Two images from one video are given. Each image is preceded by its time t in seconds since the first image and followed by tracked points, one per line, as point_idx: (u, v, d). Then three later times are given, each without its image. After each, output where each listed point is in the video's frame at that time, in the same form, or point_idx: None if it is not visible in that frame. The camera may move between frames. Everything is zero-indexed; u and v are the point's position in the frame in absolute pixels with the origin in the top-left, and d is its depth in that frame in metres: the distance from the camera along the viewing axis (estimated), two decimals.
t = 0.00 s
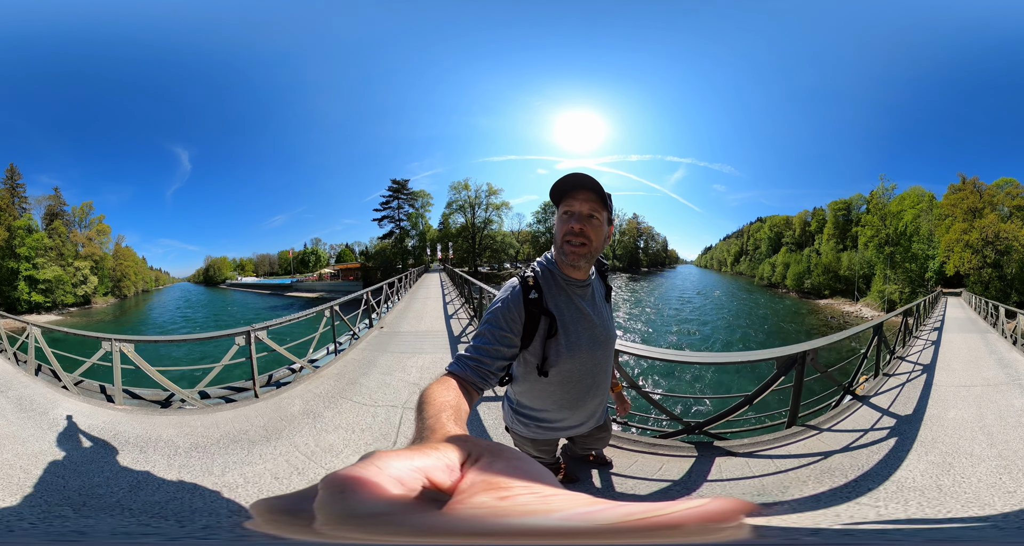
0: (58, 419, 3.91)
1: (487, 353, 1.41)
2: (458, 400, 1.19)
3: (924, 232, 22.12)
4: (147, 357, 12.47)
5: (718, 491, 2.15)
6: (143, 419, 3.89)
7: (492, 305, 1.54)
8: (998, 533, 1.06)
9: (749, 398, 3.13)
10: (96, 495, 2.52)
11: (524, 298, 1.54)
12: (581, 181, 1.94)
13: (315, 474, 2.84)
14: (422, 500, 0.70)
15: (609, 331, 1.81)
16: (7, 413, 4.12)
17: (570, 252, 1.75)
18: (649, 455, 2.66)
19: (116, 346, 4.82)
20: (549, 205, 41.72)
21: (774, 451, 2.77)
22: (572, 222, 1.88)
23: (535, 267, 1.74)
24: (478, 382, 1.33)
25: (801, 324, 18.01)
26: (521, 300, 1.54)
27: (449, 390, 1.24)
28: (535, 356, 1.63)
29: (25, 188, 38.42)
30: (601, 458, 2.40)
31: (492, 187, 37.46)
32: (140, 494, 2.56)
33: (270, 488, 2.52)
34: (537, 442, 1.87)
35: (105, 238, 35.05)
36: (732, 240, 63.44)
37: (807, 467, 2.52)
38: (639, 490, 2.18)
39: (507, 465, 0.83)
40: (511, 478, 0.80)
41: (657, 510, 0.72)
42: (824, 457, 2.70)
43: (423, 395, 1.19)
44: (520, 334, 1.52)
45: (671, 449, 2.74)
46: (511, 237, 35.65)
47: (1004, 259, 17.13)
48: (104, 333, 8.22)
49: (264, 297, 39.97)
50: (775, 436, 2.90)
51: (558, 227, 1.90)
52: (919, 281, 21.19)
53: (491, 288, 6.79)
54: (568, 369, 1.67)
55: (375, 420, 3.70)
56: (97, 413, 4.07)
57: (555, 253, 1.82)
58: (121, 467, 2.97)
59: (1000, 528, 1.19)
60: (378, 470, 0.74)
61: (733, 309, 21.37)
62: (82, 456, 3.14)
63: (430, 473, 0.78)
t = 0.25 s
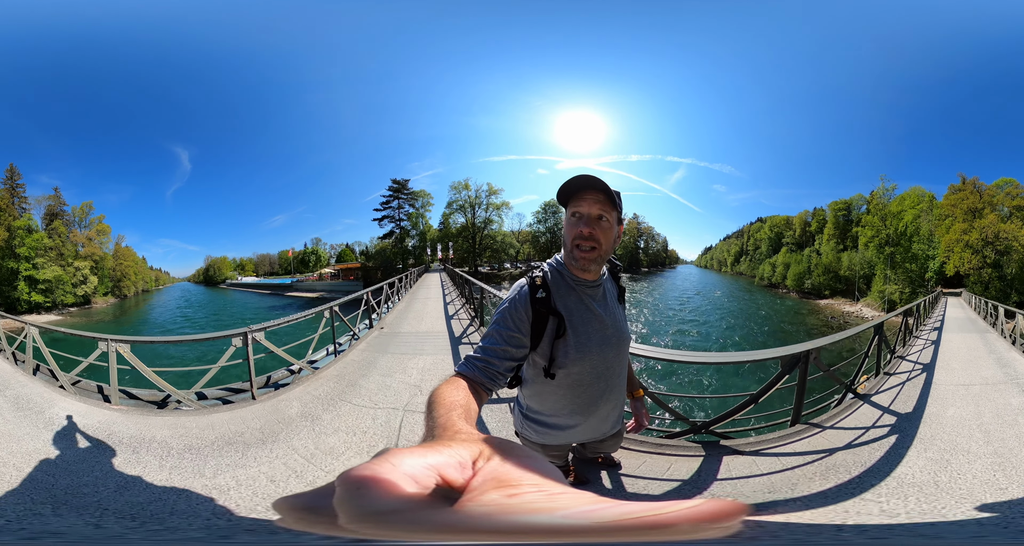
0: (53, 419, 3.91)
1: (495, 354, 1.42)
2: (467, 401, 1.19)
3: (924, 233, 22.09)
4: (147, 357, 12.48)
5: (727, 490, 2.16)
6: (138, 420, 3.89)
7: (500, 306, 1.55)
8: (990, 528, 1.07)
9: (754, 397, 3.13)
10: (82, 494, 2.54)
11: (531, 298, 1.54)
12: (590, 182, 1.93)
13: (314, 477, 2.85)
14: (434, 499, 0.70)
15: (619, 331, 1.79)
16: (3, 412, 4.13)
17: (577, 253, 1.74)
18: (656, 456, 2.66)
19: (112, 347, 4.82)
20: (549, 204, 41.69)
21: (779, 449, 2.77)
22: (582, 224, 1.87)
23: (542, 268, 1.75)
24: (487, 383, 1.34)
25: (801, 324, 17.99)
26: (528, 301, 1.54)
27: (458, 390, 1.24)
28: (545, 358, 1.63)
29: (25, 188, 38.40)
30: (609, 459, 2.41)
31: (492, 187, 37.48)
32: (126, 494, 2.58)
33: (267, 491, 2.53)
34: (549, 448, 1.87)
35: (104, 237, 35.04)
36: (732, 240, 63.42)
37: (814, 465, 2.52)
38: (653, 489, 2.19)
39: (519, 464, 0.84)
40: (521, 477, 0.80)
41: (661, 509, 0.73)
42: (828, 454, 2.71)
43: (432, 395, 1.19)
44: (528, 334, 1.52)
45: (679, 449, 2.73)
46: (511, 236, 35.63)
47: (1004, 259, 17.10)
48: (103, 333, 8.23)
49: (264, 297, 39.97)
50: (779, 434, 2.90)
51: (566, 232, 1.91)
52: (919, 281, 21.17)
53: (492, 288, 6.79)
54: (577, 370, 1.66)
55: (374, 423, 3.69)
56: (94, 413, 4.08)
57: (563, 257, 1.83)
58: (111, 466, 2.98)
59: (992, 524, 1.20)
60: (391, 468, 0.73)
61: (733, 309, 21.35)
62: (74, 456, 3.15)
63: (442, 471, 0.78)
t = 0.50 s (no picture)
0: (51, 420, 3.91)
1: (506, 358, 1.43)
2: (474, 403, 1.20)
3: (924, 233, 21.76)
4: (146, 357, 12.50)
5: (733, 488, 2.18)
6: (136, 421, 3.90)
7: (510, 313, 1.56)
8: (979, 527, 1.08)
9: (755, 396, 3.13)
10: (73, 495, 2.57)
11: (541, 305, 1.56)
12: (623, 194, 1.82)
13: (313, 481, 2.85)
14: (428, 499, 0.70)
15: (630, 335, 1.80)
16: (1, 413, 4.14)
17: (605, 266, 1.75)
18: (662, 456, 2.65)
19: (110, 349, 4.83)
20: (549, 204, 41.69)
21: (781, 447, 2.77)
22: (605, 238, 1.81)
23: (553, 277, 1.76)
24: (496, 388, 1.34)
25: (801, 324, 17.97)
26: (539, 308, 1.56)
27: (466, 393, 1.24)
28: (557, 363, 1.64)
29: (25, 189, 38.47)
30: (615, 460, 2.42)
31: (492, 187, 37.50)
32: (118, 497, 2.59)
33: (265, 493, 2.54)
34: (562, 451, 1.86)
35: (105, 238, 35.10)
36: (732, 240, 63.35)
37: (815, 463, 2.53)
38: (665, 489, 2.19)
39: (521, 468, 0.82)
40: (522, 480, 0.79)
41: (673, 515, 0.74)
42: (829, 453, 2.71)
43: (438, 398, 1.20)
44: (537, 339, 1.53)
45: (682, 448, 2.73)
46: (511, 236, 35.65)
47: (1004, 259, 17.09)
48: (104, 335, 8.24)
49: (264, 297, 40.02)
50: (781, 433, 2.90)
51: (588, 237, 1.82)
52: (919, 282, 21.19)
53: (493, 290, 6.79)
54: (590, 374, 1.67)
55: (375, 427, 3.68)
56: (92, 414, 4.08)
57: (587, 263, 1.76)
58: (105, 468, 3.00)
59: (982, 524, 1.21)
60: (393, 466, 0.76)
61: (733, 309, 21.37)
62: (69, 457, 3.16)
63: (442, 473, 0.78)
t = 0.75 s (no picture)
0: (50, 420, 3.91)
1: (501, 371, 1.39)
2: (465, 411, 1.20)
3: (925, 233, 22.09)
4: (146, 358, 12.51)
5: (737, 489, 2.18)
6: (135, 421, 3.91)
7: (509, 323, 1.51)
8: (976, 522, 1.09)
9: (759, 398, 3.13)
10: (73, 493, 2.57)
11: (545, 313, 1.53)
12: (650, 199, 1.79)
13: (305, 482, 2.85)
14: (394, 503, 0.68)
15: (633, 340, 1.81)
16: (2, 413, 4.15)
17: (623, 269, 1.76)
18: (663, 458, 2.66)
19: (110, 350, 4.83)
20: (550, 205, 41.70)
21: (785, 449, 2.78)
22: (625, 243, 1.79)
23: (555, 283, 1.72)
24: (489, 399, 1.32)
25: (801, 324, 17.96)
26: (542, 317, 1.52)
27: (457, 400, 1.25)
28: (563, 372, 1.63)
29: (25, 190, 38.51)
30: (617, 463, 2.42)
31: (492, 187, 37.50)
32: (117, 495, 2.59)
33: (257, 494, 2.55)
34: (568, 457, 1.88)
35: (105, 238, 35.14)
36: (732, 240, 63.31)
37: (819, 464, 2.52)
38: (668, 491, 2.20)
39: (509, 475, 0.85)
40: (506, 489, 0.79)
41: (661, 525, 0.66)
42: (832, 453, 2.71)
43: (429, 404, 1.21)
44: (540, 350, 1.50)
45: (686, 451, 2.73)
46: (512, 236, 35.65)
47: (1005, 259, 17.06)
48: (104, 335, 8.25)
49: (264, 297, 40.05)
50: (785, 435, 2.90)
51: (608, 239, 1.76)
52: (919, 282, 21.20)
53: (493, 291, 6.79)
54: (597, 382, 1.67)
55: (370, 428, 3.69)
56: (91, 414, 4.09)
57: (605, 267, 1.73)
58: (104, 467, 3.01)
59: (980, 519, 1.21)
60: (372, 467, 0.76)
61: (734, 309, 21.36)
62: (69, 457, 3.17)
63: (420, 477, 0.78)
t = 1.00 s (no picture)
0: (61, 418, 3.91)
1: (484, 365, 1.32)
2: (449, 403, 1.18)
3: (925, 233, 22.18)
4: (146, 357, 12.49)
5: (725, 496, 2.16)
6: (143, 417, 3.91)
7: (492, 315, 1.43)
8: (995, 526, 1.09)
9: (756, 403, 3.12)
10: (100, 489, 2.55)
11: (531, 305, 1.48)
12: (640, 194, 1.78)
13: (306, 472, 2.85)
14: (396, 496, 0.68)
15: (613, 330, 1.83)
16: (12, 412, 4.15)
17: (612, 263, 1.77)
18: (651, 462, 2.66)
19: (116, 346, 4.82)
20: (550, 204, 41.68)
21: (783, 455, 2.77)
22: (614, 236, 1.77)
23: (538, 273, 1.67)
24: (474, 393, 1.28)
25: (802, 324, 17.95)
26: (529, 308, 1.47)
27: (441, 393, 1.22)
28: (549, 366, 1.59)
29: (26, 189, 38.53)
30: (598, 464, 2.42)
31: (492, 187, 37.48)
32: (137, 488, 2.59)
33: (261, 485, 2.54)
34: (554, 452, 1.86)
35: (106, 238, 35.13)
36: (732, 240, 63.31)
37: (821, 471, 2.52)
38: (646, 496, 2.18)
39: (494, 467, 0.84)
40: (491, 480, 0.79)
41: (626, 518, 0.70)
42: (836, 459, 2.71)
43: (415, 399, 1.18)
44: (526, 344, 1.45)
45: (674, 454, 2.76)
46: (512, 236, 35.64)
47: (1006, 259, 17.04)
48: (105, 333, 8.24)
49: (265, 297, 40.04)
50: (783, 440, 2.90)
51: (600, 231, 1.72)
52: (919, 282, 21.19)
53: (492, 289, 6.77)
54: (583, 374, 1.67)
55: (368, 421, 3.69)
56: (98, 411, 4.08)
57: (595, 258, 1.71)
58: (120, 462, 2.99)
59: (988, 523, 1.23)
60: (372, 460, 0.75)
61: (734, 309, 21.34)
62: (85, 453, 3.16)
63: (414, 469, 0.77)
